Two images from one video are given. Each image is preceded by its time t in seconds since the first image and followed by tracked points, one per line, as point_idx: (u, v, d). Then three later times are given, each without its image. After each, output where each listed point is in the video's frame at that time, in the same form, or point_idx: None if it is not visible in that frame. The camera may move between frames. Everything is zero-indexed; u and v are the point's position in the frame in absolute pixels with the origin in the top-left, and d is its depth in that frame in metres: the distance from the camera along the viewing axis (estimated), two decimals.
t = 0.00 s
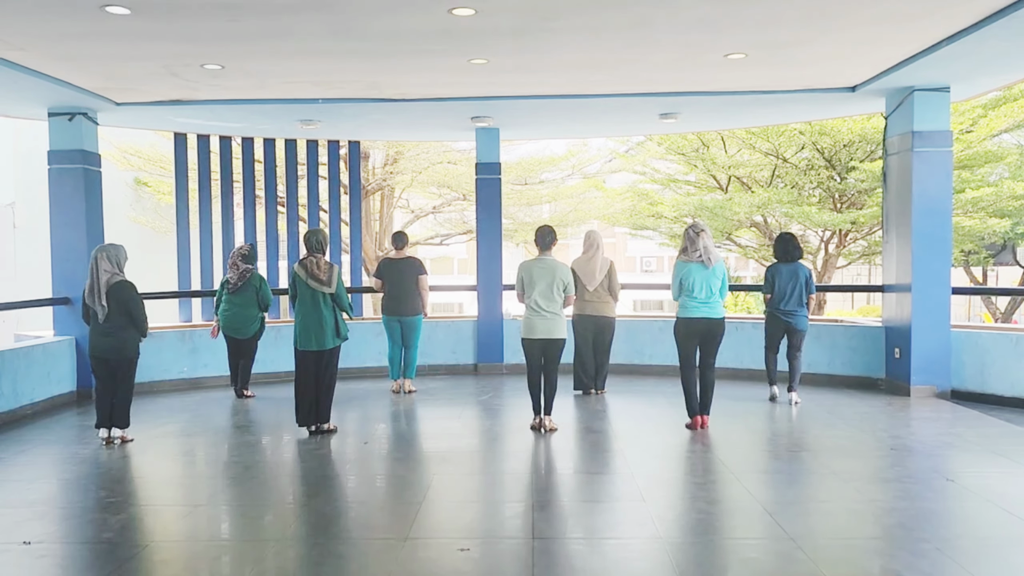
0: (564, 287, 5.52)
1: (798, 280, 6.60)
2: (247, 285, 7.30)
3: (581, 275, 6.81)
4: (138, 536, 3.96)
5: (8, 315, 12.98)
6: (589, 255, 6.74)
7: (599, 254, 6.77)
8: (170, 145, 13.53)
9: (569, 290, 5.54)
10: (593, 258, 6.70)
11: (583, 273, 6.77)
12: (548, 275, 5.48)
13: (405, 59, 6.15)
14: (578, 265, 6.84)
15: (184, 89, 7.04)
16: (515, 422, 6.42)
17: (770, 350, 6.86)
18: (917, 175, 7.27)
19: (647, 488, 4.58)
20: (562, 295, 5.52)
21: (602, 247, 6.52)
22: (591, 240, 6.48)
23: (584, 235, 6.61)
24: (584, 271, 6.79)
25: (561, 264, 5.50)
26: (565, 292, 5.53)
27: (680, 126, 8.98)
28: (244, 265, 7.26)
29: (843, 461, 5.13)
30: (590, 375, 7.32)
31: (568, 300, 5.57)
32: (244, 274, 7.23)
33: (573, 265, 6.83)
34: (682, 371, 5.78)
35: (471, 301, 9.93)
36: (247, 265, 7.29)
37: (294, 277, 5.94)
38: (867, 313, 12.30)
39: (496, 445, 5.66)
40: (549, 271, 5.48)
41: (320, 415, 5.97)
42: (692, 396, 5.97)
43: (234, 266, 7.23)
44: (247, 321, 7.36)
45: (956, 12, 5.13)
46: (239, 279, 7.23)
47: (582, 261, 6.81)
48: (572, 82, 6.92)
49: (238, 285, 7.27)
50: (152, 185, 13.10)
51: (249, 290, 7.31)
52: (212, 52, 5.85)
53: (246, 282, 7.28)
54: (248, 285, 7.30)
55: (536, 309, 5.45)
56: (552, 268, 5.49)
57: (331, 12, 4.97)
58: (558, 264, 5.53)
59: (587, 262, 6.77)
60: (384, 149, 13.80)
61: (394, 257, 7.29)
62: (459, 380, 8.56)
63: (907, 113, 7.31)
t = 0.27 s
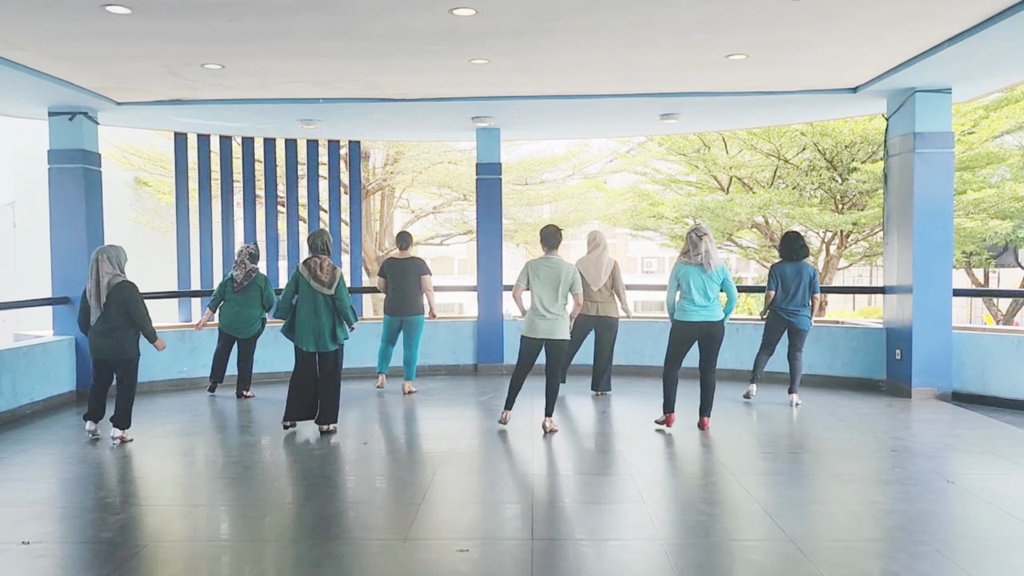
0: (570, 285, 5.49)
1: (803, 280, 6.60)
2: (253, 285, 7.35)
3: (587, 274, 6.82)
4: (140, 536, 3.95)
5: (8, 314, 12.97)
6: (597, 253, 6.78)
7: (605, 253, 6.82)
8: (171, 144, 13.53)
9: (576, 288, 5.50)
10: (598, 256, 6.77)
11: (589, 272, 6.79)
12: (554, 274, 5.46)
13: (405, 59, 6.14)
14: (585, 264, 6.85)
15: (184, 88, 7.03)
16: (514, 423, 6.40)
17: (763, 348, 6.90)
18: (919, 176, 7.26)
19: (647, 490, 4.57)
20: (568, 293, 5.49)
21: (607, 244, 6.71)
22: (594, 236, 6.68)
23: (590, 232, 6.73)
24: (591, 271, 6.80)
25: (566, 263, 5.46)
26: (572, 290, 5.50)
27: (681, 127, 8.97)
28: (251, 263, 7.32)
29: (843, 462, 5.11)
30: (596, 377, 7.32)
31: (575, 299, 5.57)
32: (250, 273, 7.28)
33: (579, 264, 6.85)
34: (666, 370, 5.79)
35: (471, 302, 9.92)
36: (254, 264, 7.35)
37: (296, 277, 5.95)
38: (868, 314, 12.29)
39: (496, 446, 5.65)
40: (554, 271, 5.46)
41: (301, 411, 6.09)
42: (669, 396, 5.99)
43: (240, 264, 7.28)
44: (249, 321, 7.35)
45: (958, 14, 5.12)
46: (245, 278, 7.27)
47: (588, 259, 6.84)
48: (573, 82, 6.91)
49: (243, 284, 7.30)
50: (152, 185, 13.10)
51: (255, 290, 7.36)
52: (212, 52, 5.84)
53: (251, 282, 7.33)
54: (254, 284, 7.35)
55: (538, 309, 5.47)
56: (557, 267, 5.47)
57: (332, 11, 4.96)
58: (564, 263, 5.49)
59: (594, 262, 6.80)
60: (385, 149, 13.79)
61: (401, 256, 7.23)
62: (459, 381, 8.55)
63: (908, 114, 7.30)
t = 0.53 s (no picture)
0: (573, 288, 5.50)
1: (803, 284, 6.58)
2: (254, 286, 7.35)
3: (588, 276, 6.81)
4: (141, 536, 3.95)
5: (9, 313, 12.99)
6: (599, 255, 6.74)
7: (607, 255, 6.80)
8: (172, 144, 13.54)
9: (578, 290, 5.50)
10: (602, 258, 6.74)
11: (591, 273, 6.78)
12: (556, 277, 5.46)
13: (407, 59, 6.14)
14: (587, 266, 6.81)
15: (186, 88, 7.04)
16: (514, 424, 6.40)
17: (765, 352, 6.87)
18: (920, 178, 7.26)
19: (647, 491, 4.57)
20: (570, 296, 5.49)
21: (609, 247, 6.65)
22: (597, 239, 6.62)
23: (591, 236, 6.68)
24: (593, 272, 6.79)
25: (567, 266, 5.46)
26: (574, 293, 5.50)
27: (682, 128, 8.98)
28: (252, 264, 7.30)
29: (844, 464, 5.11)
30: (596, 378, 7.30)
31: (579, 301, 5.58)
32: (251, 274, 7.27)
33: (581, 265, 6.81)
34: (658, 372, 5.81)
35: (472, 302, 9.93)
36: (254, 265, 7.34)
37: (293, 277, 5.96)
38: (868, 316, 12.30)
39: (496, 447, 5.65)
40: (556, 274, 5.46)
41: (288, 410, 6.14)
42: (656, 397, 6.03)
43: (241, 265, 7.27)
44: (251, 322, 7.37)
45: (959, 16, 5.12)
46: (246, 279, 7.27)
47: (589, 261, 6.81)
48: (574, 83, 6.91)
49: (245, 285, 7.30)
50: (153, 185, 13.11)
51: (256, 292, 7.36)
52: (214, 52, 5.84)
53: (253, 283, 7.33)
54: (255, 285, 7.35)
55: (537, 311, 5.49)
56: (559, 270, 5.46)
57: (333, 11, 4.97)
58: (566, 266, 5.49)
59: (597, 263, 6.77)
60: (386, 149, 13.80)
61: (401, 257, 7.25)
62: (460, 381, 8.55)
63: (909, 116, 7.30)
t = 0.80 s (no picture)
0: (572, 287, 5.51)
1: (804, 284, 6.61)
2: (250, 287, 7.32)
3: (587, 277, 6.83)
4: (141, 536, 3.96)
5: (11, 313, 13.01)
6: (598, 257, 6.83)
7: (606, 256, 6.88)
8: (174, 145, 13.55)
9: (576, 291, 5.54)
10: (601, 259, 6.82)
11: (591, 273, 6.80)
12: (557, 277, 5.47)
13: (409, 61, 6.15)
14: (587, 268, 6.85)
15: (188, 89, 7.04)
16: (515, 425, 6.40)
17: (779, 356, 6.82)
18: (921, 180, 7.26)
19: (648, 492, 4.57)
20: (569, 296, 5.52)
21: (609, 248, 6.79)
22: (595, 239, 6.75)
23: (591, 236, 6.79)
24: (592, 273, 6.82)
25: (568, 266, 5.49)
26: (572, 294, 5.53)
27: (683, 130, 8.98)
28: (246, 264, 7.27)
29: (845, 466, 5.11)
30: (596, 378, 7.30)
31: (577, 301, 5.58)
32: (246, 274, 7.25)
33: (580, 266, 6.85)
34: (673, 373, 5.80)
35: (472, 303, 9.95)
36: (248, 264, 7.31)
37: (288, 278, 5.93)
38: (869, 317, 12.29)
39: (497, 448, 5.66)
40: (556, 273, 5.48)
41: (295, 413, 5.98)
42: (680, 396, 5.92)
43: (235, 266, 7.24)
44: (249, 323, 7.37)
45: (961, 17, 5.12)
46: (242, 280, 7.24)
47: (588, 262, 6.86)
48: (575, 84, 6.91)
49: (241, 286, 7.28)
50: (155, 185, 13.12)
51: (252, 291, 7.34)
52: (216, 53, 5.85)
53: (249, 283, 7.30)
54: (251, 285, 7.32)
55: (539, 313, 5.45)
56: (560, 270, 5.49)
57: (335, 12, 4.97)
58: (567, 266, 5.52)
59: (595, 263, 6.83)
60: (387, 150, 13.80)
61: (400, 258, 7.26)
62: (460, 382, 8.55)
63: (910, 118, 7.30)
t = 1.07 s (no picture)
0: (567, 292, 5.50)
1: (805, 287, 6.60)
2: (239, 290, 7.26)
3: (585, 281, 6.81)
4: (144, 537, 3.97)
5: (14, 315, 13.04)
6: (595, 260, 6.76)
7: (604, 258, 6.80)
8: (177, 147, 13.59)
9: (571, 297, 5.52)
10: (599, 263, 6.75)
11: (587, 277, 6.79)
12: (553, 280, 5.47)
13: (411, 63, 6.16)
14: (585, 272, 6.81)
15: (191, 91, 7.06)
16: (518, 427, 6.41)
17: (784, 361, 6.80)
18: (923, 182, 7.26)
19: (650, 494, 4.57)
20: (564, 301, 5.50)
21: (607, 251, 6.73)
22: (594, 244, 6.70)
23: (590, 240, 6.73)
24: (589, 277, 6.79)
25: (564, 270, 5.48)
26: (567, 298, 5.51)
27: (685, 132, 8.99)
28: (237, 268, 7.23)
29: (847, 468, 5.11)
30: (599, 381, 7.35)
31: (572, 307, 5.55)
32: (236, 277, 7.19)
33: (577, 270, 6.81)
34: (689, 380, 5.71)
35: (474, 305, 9.96)
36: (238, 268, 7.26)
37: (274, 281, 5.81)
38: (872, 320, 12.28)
39: (499, 449, 5.67)
40: (553, 277, 5.47)
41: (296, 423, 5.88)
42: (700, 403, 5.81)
43: (225, 270, 7.18)
44: (245, 327, 7.35)
45: (963, 19, 5.12)
46: (231, 283, 7.17)
47: (586, 266, 6.80)
48: (578, 86, 6.92)
49: (231, 289, 7.21)
50: (158, 187, 13.15)
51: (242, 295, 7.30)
52: (218, 55, 5.87)
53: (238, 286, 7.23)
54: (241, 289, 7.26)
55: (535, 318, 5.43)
56: (557, 274, 5.48)
57: (337, 15, 4.98)
58: (562, 269, 5.52)
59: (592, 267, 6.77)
60: (390, 152, 13.82)
61: (395, 260, 7.28)
62: (462, 384, 8.56)
63: (913, 120, 7.30)
